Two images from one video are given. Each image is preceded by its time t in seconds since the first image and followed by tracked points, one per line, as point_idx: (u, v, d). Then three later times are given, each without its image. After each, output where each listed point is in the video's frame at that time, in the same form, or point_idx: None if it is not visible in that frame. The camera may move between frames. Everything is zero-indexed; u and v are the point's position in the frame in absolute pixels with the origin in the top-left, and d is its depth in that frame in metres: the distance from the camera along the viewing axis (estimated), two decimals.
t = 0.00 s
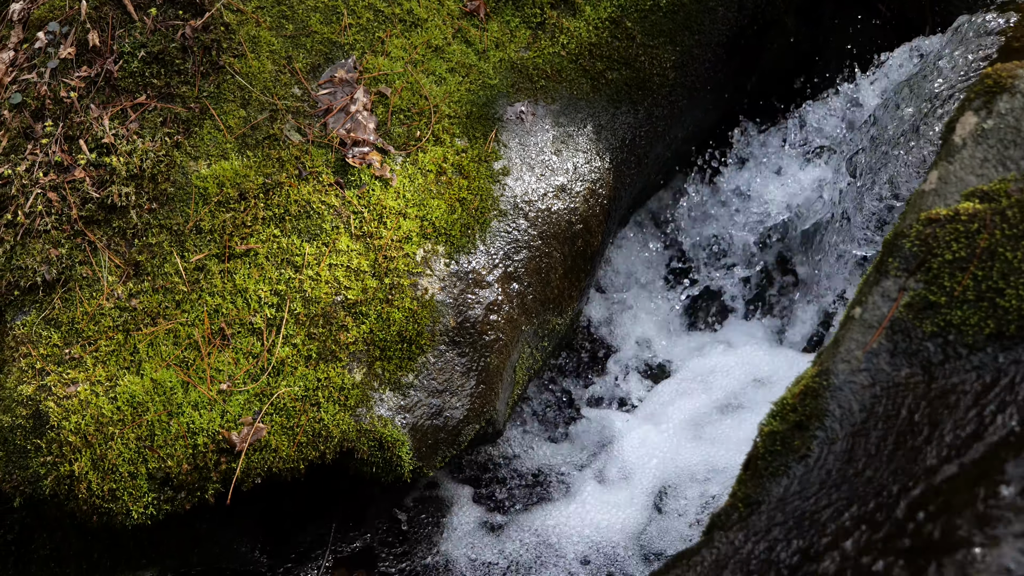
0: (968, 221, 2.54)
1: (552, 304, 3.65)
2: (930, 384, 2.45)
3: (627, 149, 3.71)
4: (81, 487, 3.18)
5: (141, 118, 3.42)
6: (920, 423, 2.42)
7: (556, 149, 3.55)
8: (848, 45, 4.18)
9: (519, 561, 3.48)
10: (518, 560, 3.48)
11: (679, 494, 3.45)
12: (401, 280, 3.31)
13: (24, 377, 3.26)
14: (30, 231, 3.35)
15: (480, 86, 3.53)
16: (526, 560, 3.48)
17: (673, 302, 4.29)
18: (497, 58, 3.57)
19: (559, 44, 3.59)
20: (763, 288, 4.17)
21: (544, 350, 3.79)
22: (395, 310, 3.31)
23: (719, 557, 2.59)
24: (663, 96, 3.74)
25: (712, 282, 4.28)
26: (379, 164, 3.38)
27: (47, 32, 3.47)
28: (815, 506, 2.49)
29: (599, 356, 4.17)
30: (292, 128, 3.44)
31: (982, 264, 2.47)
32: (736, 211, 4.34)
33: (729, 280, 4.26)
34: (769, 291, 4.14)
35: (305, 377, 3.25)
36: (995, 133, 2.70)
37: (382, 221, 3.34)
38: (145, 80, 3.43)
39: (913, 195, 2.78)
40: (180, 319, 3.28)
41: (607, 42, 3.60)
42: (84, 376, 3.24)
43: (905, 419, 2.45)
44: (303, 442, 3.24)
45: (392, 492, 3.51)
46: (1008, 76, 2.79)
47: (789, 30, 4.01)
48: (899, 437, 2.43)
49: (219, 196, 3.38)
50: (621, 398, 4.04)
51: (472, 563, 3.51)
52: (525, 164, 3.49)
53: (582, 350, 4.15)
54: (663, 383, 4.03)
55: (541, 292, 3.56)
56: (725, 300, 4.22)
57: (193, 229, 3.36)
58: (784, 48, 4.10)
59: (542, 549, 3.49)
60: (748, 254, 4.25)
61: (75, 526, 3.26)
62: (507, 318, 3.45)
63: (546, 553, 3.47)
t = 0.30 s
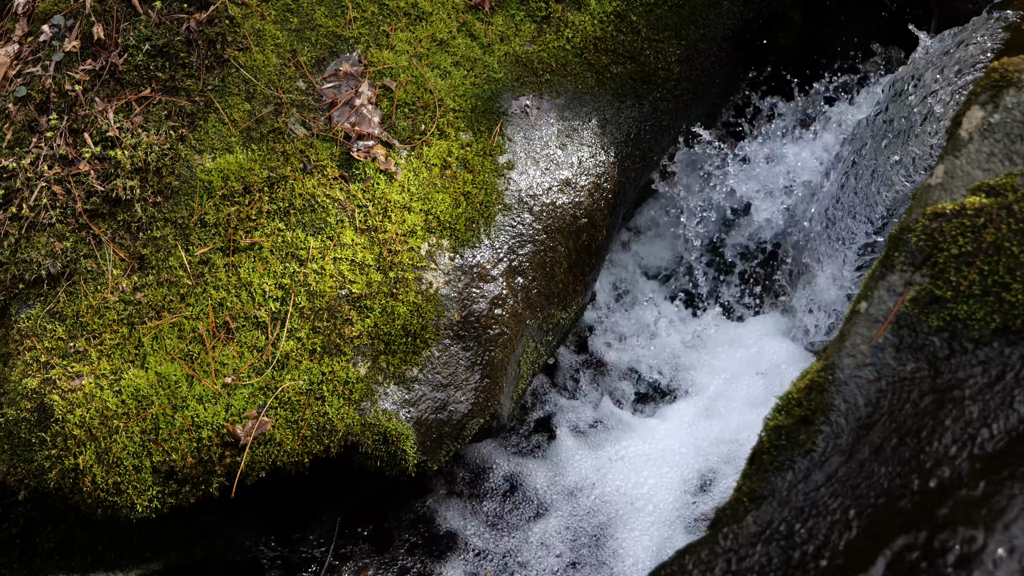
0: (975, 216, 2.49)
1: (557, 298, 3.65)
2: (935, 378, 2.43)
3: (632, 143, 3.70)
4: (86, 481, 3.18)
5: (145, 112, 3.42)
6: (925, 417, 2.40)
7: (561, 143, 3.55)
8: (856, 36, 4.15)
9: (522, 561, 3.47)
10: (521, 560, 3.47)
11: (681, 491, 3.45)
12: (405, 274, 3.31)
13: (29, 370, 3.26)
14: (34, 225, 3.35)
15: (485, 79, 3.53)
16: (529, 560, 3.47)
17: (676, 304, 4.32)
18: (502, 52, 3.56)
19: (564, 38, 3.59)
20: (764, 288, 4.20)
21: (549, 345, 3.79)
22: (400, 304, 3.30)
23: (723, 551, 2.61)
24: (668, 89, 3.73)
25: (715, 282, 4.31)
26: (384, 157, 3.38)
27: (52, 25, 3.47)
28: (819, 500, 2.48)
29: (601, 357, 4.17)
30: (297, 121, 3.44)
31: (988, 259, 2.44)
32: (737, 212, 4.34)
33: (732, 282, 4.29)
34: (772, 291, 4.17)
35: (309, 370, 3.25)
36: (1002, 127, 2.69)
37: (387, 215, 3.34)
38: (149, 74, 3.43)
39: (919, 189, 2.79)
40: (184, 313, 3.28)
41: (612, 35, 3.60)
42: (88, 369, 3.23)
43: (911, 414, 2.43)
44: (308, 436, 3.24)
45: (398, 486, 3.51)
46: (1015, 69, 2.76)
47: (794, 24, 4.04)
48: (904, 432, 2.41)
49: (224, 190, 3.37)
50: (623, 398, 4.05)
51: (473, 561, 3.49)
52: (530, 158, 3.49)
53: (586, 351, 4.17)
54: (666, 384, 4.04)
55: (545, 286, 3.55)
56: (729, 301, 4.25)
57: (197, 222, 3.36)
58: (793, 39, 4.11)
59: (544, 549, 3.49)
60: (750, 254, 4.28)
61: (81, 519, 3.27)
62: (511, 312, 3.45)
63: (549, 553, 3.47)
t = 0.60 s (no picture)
0: (981, 210, 2.48)
1: (561, 293, 3.65)
2: (941, 373, 2.43)
3: (636, 137, 3.70)
4: (91, 474, 3.20)
5: (150, 106, 3.42)
6: (930, 412, 2.40)
7: (566, 137, 3.54)
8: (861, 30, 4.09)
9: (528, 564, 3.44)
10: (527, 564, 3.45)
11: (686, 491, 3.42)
12: (410, 268, 3.31)
13: (34, 363, 3.26)
14: (39, 218, 3.35)
15: (489, 73, 3.52)
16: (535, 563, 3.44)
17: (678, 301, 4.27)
18: (507, 46, 3.55)
19: (568, 32, 3.58)
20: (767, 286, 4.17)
21: (553, 339, 3.79)
22: (404, 298, 3.30)
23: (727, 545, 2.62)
24: (672, 84, 3.73)
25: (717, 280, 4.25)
26: (388, 151, 3.37)
27: (56, 19, 3.47)
28: (823, 494, 2.48)
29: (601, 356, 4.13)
30: (302, 115, 3.44)
31: (994, 253, 2.43)
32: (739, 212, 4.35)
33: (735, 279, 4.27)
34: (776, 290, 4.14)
35: (313, 364, 3.25)
36: (1008, 122, 2.68)
37: (391, 209, 3.33)
38: (154, 67, 3.43)
39: (924, 183, 2.76)
40: (189, 306, 3.28)
41: (617, 29, 3.59)
42: (93, 363, 3.23)
43: (916, 408, 2.42)
44: (312, 430, 3.24)
45: (401, 481, 3.50)
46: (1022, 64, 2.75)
47: (799, 19, 3.98)
48: (910, 426, 2.41)
49: (228, 183, 3.37)
50: (625, 398, 4.00)
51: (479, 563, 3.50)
52: (535, 152, 3.48)
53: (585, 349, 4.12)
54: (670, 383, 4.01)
55: (550, 281, 3.55)
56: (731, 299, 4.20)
57: (202, 216, 3.36)
58: (798, 31, 4.03)
59: (550, 552, 3.46)
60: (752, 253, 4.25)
61: (84, 512, 3.30)
62: (516, 307, 3.44)
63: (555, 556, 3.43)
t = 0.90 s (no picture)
0: (987, 204, 2.45)
1: (566, 287, 3.64)
2: (946, 367, 2.40)
3: (641, 131, 3.69)
4: (95, 467, 3.18)
5: (154, 99, 3.41)
6: (936, 406, 2.37)
7: (571, 131, 3.54)
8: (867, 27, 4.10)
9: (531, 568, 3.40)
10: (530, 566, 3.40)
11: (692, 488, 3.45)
12: (414, 262, 3.31)
13: (38, 357, 3.26)
14: (43, 212, 3.35)
15: (494, 67, 3.52)
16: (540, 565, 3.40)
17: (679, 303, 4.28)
18: (511, 40, 3.55)
19: (573, 25, 3.57)
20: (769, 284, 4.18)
21: (557, 333, 3.78)
22: (408, 292, 3.30)
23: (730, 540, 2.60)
24: (677, 78, 3.72)
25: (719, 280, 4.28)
26: (393, 145, 3.37)
27: (61, 13, 3.48)
28: (827, 489, 2.46)
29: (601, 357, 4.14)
30: (306, 109, 3.44)
31: (1000, 247, 2.39)
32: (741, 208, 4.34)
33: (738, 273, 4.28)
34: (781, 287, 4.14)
35: (318, 358, 3.25)
36: (1014, 115, 2.66)
37: (396, 203, 3.33)
38: (158, 61, 3.42)
39: (930, 176, 2.76)
40: (193, 300, 3.28)
41: (622, 23, 3.58)
42: (98, 356, 3.23)
43: (921, 402, 2.40)
44: (317, 424, 3.24)
45: (405, 474, 3.52)
46: None
47: (807, 12, 3.94)
48: (915, 421, 2.39)
49: (233, 177, 3.37)
50: (625, 399, 4.02)
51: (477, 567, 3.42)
52: (540, 146, 3.48)
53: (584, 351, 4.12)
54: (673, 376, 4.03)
55: (554, 275, 3.55)
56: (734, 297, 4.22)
57: (206, 210, 3.35)
58: (804, 26, 4.02)
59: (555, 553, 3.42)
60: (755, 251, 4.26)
61: (89, 505, 3.33)
62: (520, 301, 3.44)
63: (560, 556, 3.41)
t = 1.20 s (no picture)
0: (993, 198, 2.42)
1: (570, 281, 3.64)
2: (951, 361, 2.38)
3: (646, 125, 3.69)
4: (101, 461, 3.19)
5: (159, 93, 3.41)
6: (941, 400, 2.36)
7: (576, 125, 3.53)
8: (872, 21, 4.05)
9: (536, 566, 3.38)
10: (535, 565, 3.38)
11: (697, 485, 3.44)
12: (419, 256, 3.30)
13: (43, 351, 3.26)
14: (49, 206, 3.36)
15: (499, 61, 3.52)
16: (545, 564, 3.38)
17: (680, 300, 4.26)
18: (516, 33, 3.55)
19: (578, 19, 3.57)
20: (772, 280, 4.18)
21: (562, 327, 3.78)
22: (413, 286, 3.30)
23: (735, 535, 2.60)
24: (682, 72, 3.71)
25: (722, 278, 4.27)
26: (397, 139, 3.37)
27: (65, 6, 3.48)
28: (831, 483, 2.46)
29: (601, 356, 4.14)
30: (311, 103, 3.43)
31: (1006, 241, 2.37)
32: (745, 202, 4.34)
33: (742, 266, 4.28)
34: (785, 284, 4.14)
35: (322, 352, 3.25)
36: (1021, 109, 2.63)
37: (400, 197, 3.33)
38: (163, 55, 3.43)
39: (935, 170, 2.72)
40: (198, 294, 3.28)
41: (626, 17, 3.58)
42: (102, 350, 3.23)
43: (926, 397, 2.39)
44: (321, 418, 3.24)
45: (409, 467, 3.52)
46: None
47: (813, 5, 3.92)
48: (919, 415, 2.38)
49: (238, 171, 3.37)
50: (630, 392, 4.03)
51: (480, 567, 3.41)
52: (544, 140, 3.48)
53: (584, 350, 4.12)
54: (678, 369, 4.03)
55: (559, 269, 3.55)
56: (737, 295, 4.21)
57: (211, 204, 3.36)
58: (808, 22, 3.99)
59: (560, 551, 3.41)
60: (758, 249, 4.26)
61: (94, 500, 3.36)
62: (525, 295, 3.44)
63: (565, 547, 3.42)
